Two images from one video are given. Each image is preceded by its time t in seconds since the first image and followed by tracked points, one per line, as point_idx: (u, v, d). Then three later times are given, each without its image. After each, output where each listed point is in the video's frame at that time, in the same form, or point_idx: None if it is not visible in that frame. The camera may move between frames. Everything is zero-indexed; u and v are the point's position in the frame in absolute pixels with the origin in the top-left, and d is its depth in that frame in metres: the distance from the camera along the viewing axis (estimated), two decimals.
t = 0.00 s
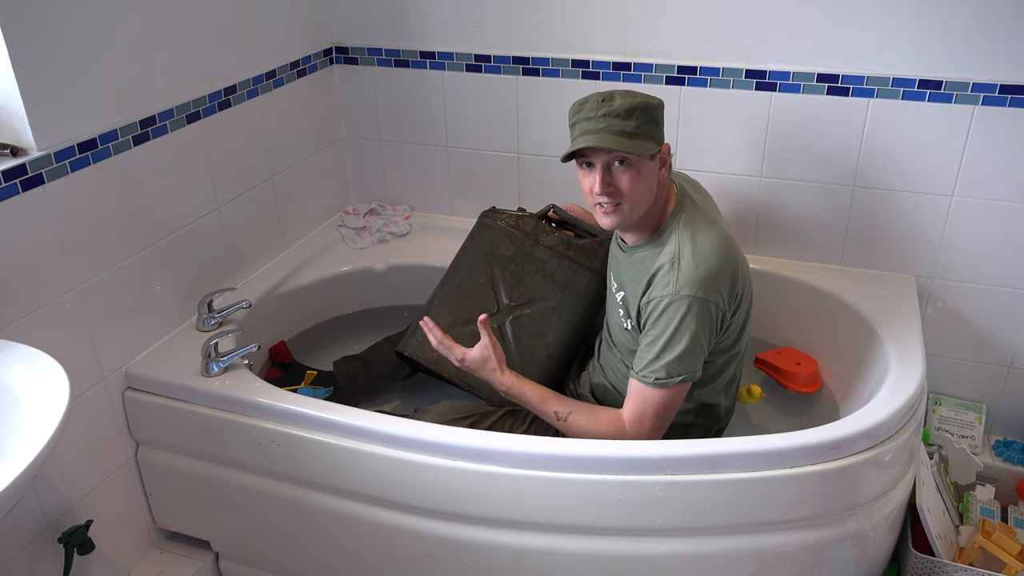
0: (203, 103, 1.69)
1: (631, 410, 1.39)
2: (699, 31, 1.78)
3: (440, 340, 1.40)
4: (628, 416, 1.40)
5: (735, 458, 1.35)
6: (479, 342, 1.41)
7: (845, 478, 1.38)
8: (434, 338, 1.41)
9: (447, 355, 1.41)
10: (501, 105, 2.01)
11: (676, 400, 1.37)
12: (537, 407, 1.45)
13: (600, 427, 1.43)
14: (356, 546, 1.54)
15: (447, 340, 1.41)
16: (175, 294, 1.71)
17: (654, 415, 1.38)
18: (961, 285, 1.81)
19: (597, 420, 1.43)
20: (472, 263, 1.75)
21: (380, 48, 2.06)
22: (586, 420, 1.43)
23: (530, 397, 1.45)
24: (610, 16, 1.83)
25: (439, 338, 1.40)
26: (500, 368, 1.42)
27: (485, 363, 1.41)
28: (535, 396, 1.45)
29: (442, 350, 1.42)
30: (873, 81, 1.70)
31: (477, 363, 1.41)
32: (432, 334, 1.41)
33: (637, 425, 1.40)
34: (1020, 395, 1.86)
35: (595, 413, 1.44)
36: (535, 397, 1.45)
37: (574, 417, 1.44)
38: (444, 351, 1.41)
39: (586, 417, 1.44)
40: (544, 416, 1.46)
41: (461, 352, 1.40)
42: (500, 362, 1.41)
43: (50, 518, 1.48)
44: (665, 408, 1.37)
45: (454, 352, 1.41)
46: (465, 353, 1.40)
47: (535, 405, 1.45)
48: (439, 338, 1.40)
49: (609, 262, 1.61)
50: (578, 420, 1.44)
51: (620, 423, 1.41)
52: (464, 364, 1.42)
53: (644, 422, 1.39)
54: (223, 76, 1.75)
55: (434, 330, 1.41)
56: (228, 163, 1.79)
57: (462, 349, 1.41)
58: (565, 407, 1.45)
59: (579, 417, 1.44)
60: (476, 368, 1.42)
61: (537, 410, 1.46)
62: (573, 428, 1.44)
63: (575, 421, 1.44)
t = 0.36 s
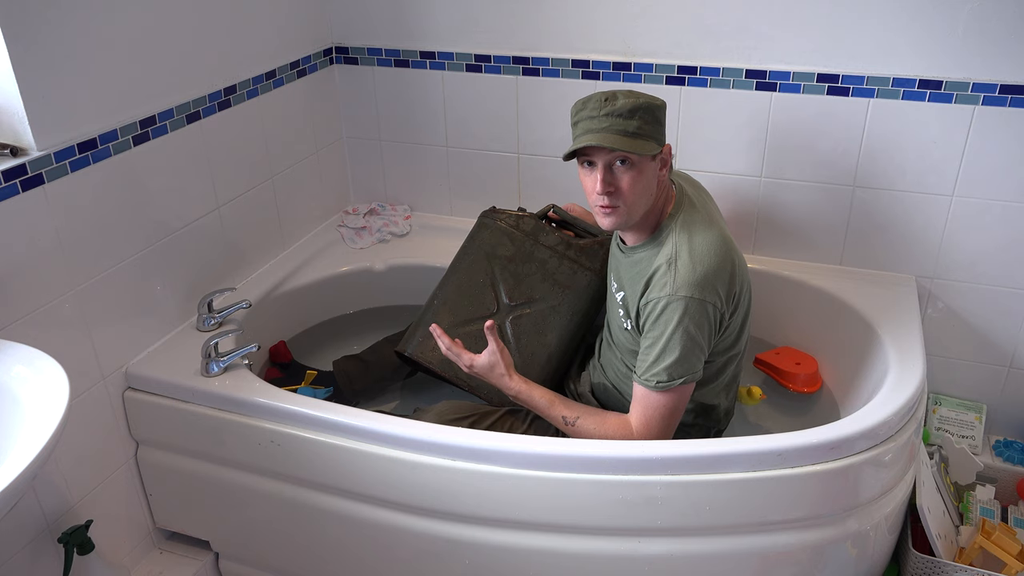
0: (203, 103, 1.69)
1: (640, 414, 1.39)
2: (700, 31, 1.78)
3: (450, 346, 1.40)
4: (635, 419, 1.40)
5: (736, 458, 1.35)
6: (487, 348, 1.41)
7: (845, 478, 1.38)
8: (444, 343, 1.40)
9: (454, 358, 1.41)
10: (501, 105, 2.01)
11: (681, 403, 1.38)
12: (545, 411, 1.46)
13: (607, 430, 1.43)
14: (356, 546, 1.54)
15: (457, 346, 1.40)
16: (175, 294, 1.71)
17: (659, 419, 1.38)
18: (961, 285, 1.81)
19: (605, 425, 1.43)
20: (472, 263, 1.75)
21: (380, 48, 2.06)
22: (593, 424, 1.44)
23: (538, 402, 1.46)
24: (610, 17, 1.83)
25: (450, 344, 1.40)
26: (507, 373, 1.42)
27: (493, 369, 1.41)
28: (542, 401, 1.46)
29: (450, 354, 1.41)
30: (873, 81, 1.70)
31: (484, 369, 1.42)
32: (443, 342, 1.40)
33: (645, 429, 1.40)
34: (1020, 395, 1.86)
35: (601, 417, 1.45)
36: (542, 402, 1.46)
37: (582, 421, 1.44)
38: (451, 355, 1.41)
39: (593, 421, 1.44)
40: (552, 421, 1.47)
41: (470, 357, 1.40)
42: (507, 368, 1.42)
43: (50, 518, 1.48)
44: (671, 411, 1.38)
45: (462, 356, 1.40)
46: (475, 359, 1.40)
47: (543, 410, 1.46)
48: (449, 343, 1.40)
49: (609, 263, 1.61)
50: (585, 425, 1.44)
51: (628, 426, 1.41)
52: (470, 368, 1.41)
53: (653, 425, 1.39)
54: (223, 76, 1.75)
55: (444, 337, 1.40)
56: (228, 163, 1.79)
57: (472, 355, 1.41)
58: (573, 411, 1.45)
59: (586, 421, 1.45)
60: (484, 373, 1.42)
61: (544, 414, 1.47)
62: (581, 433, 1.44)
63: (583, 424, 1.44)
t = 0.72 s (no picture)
0: (203, 103, 1.69)
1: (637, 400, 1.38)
2: (700, 31, 1.78)
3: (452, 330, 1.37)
4: (636, 409, 1.38)
5: (736, 458, 1.35)
6: (489, 333, 1.38)
7: (845, 478, 1.38)
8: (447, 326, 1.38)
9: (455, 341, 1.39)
10: (501, 105, 2.01)
11: (682, 395, 1.36)
12: (545, 400, 1.42)
13: (608, 420, 1.40)
14: (356, 546, 1.54)
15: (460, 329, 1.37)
16: (175, 294, 1.71)
17: (659, 412, 1.37)
18: (961, 285, 1.81)
19: (605, 412, 1.41)
20: (472, 263, 1.75)
21: (380, 48, 2.06)
22: (596, 412, 1.41)
23: (538, 390, 1.41)
24: (610, 17, 1.83)
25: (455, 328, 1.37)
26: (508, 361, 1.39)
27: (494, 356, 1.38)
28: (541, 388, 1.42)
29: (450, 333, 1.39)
30: (873, 81, 1.70)
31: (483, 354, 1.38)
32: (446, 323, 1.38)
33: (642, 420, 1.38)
34: (1020, 395, 1.86)
35: (602, 407, 1.42)
36: (541, 389, 1.41)
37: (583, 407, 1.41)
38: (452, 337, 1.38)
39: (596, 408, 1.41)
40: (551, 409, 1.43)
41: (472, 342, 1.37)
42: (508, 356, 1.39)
43: (50, 518, 1.48)
44: (669, 403, 1.36)
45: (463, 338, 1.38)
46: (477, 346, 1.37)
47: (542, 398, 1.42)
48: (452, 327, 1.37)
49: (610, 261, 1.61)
50: (584, 414, 1.41)
51: (629, 415, 1.39)
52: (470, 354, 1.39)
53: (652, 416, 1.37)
54: (223, 76, 1.75)
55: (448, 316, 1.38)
56: (228, 163, 1.79)
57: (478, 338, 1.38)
58: (574, 400, 1.42)
59: (589, 407, 1.41)
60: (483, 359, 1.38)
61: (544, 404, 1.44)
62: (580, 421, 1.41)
63: (584, 411, 1.41)
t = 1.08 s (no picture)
0: (203, 103, 1.69)
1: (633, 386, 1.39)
2: (700, 31, 1.78)
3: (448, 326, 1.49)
4: (630, 399, 1.39)
5: (736, 457, 1.35)
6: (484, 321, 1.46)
7: (845, 478, 1.38)
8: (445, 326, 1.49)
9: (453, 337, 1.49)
10: (501, 105, 2.01)
11: (678, 391, 1.37)
12: (544, 383, 1.46)
13: (601, 408, 1.42)
14: (356, 546, 1.54)
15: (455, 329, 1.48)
16: (175, 294, 1.71)
17: (656, 406, 1.37)
18: (961, 285, 1.81)
19: (599, 398, 1.43)
20: (472, 263, 1.75)
21: (380, 48, 2.06)
22: (592, 396, 1.43)
23: (537, 373, 1.47)
24: (610, 17, 1.83)
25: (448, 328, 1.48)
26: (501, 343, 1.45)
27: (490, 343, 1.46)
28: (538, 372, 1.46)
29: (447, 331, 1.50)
30: (873, 81, 1.70)
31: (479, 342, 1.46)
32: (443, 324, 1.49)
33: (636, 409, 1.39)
34: (1020, 395, 1.86)
35: (598, 395, 1.44)
36: (540, 373, 1.46)
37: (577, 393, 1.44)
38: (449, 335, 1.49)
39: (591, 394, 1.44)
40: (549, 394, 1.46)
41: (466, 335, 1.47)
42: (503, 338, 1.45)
43: (50, 518, 1.48)
44: (665, 397, 1.37)
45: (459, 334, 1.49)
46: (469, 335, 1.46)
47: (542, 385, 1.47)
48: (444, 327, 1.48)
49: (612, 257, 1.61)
50: (579, 401, 1.43)
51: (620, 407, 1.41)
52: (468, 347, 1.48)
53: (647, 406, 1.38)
54: (223, 76, 1.75)
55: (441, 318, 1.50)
56: (228, 162, 1.79)
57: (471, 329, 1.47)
58: (570, 387, 1.45)
59: (585, 393, 1.44)
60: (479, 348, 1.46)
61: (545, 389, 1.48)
62: (574, 407, 1.44)
63: (580, 396, 1.44)
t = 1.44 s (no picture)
0: (203, 103, 1.69)
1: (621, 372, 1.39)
2: (700, 31, 1.78)
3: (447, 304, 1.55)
4: (618, 391, 1.38)
5: (736, 457, 1.35)
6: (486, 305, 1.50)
7: (844, 478, 1.38)
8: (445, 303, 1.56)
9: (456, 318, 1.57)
10: (501, 105, 2.01)
11: (671, 381, 1.36)
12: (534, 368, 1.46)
13: (588, 394, 1.41)
14: (356, 545, 1.54)
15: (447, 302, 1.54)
16: (175, 294, 1.71)
17: (645, 396, 1.36)
18: (961, 285, 1.81)
19: (582, 387, 1.42)
20: (472, 263, 1.75)
21: (380, 48, 2.06)
22: (575, 386, 1.42)
23: (530, 359, 1.46)
24: (609, 17, 1.83)
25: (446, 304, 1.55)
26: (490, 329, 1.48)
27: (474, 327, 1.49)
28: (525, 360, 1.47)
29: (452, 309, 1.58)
30: (873, 81, 1.70)
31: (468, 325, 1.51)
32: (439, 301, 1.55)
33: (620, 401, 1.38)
34: (1020, 395, 1.86)
35: (586, 382, 1.43)
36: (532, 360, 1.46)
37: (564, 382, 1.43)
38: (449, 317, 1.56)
39: (576, 382, 1.43)
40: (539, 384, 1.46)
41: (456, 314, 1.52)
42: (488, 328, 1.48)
43: (50, 518, 1.48)
44: (649, 389, 1.36)
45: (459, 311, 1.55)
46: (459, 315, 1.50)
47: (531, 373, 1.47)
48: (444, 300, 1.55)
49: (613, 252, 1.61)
50: (568, 388, 1.42)
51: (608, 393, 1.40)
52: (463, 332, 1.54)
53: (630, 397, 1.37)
54: (223, 76, 1.75)
55: (442, 293, 1.61)
56: (229, 162, 1.79)
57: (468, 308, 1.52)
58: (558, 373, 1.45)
59: (570, 381, 1.43)
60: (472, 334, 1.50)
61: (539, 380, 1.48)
62: (562, 395, 1.43)
63: (566, 385, 1.43)
